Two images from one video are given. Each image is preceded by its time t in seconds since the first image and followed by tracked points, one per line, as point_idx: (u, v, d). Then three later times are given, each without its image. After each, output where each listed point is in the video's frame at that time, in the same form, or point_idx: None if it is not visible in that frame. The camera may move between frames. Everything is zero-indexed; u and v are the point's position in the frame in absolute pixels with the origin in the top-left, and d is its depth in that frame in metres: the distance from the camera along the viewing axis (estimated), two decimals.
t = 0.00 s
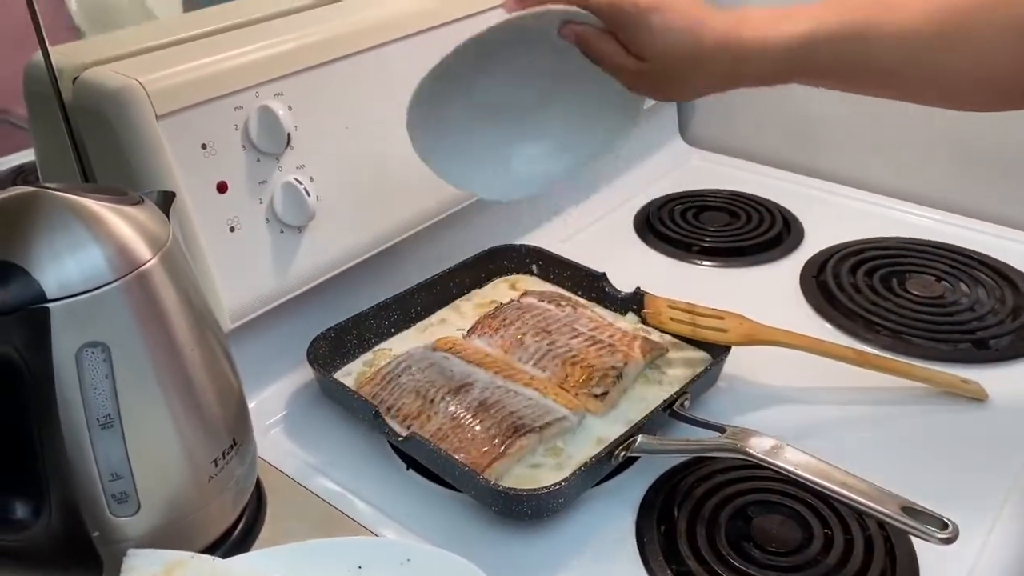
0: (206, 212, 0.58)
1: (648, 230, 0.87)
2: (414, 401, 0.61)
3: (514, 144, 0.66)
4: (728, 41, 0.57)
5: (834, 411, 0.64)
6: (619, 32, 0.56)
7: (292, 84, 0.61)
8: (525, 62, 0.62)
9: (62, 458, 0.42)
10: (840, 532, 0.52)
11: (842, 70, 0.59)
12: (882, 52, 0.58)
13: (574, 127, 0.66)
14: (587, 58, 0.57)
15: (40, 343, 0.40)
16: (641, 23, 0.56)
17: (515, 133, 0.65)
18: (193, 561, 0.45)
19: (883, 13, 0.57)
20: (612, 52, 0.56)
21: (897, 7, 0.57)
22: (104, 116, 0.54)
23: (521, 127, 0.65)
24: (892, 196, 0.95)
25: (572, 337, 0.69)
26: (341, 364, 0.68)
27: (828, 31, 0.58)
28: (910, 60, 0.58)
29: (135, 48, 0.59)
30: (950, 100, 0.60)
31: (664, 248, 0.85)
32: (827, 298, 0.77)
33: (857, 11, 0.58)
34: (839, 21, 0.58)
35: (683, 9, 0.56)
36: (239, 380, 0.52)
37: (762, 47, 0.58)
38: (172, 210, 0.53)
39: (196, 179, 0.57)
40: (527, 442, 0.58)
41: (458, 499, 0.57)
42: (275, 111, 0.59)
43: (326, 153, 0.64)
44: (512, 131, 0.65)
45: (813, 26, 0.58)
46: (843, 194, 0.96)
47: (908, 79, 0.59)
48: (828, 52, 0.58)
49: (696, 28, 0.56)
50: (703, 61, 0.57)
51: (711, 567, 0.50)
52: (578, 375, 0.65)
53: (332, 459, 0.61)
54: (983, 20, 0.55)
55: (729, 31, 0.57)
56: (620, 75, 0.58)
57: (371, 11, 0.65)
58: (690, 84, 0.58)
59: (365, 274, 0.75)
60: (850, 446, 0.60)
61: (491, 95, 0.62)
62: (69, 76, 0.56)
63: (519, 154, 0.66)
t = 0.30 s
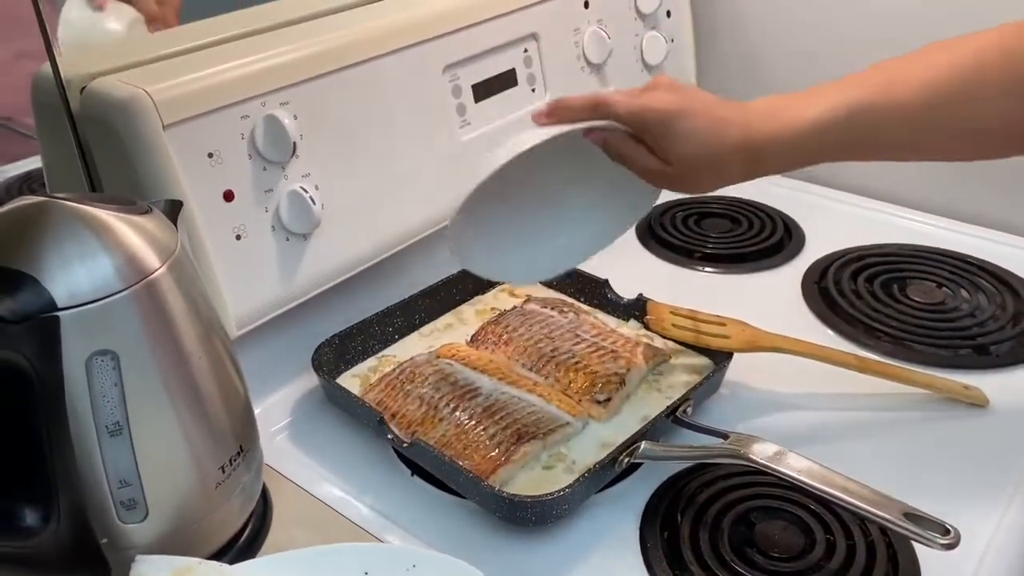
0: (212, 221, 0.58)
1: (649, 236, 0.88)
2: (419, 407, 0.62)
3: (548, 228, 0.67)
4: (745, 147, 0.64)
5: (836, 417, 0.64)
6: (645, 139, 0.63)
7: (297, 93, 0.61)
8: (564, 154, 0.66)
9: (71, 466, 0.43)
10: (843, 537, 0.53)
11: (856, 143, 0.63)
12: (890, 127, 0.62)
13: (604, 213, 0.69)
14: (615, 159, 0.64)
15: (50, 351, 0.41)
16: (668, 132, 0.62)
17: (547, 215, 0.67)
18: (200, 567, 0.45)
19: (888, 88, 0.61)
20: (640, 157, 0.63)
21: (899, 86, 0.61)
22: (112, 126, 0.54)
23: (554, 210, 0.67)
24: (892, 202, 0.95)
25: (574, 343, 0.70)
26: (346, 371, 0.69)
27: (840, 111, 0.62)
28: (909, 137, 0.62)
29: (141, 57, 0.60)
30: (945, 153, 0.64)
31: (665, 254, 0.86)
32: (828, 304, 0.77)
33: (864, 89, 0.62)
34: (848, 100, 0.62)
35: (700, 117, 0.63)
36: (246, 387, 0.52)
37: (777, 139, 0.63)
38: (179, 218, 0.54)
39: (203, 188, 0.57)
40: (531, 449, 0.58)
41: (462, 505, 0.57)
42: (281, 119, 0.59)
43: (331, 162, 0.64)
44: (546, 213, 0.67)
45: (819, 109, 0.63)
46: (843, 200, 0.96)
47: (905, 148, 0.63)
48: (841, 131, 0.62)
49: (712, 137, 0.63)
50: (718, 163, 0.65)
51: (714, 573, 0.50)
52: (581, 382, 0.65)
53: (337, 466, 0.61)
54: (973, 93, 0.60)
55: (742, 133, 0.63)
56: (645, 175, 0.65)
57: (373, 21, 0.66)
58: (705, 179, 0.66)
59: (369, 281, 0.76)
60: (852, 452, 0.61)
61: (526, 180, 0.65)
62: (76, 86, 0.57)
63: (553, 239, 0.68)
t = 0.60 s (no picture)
0: (211, 226, 0.58)
1: (649, 240, 0.88)
2: (418, 413, 0.61)
3: (549, 244, 0.63)
4: (733, 167, 0.60)
5: (836, 421, 0.64)
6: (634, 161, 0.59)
7: (296, 98, 0.61)
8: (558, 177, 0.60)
9: (69, 471, 0.43)
10: (843, 541, 0.53)
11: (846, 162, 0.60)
12: (877, 141, 0.59)
13: (606, 219, 0.65)
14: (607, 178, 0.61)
15: (47, 357, 0.41)
16: (658, 150, 0.58)
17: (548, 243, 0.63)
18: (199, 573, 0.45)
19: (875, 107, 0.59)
20: (631, 177, 0.60)
21: (889, 99, 0.59)
22: (111, 132, 0.54)
23: (553, 227, 0.63)
24: (892, 205, 0.95)
25: (574, 347, 0.70)
26: (346, 376, 0.68)
27: (827, 129, 0.59)
28: (898, 151, 0.59)
29: (141, 62, 0.60)
30: (934, 173, 0.61)
31: (665, 258, 0.86)
32: (828, 308, 0.77)
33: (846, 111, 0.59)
34: (831, 120, 0.59)
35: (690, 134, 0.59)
36: (245, 392, 0.52)
37: (767, 162, 0.60)
38: (178, 224, 0.54)
39: (202, 193, 0.57)
40: (531, 454, 0.58)
41: (461, 510, 0.57)
42: (279, 124, 0.59)
43: (330, 167, 0.64)
44: (545, 241, 0.63)
45: (808, 126, 0.60)
46: (843, 204, 0.96)
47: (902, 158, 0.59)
48: (829, 148, 0.59)
49: (699, 157, 0.59)
50: (707, 185, 0.61)
51: None
52: (581, 386, 0.65)
53: (336, 471, 0.61)
54: (976, 100, 0.57)
55: (732, 151, 0.59)
56: (636, 195, 0.62)
57: (372, 25, 0.66)
58: (693, 201, 0.62)
59: (368, 286, 0.76)
60: (852, 456, 0.61)
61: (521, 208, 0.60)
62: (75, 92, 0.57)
63: (552, 259, 0.64)
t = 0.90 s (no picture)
0: (210, 231, 0.58)
1: (649, 244, 0.88)
2: (417, 417, 0.61)
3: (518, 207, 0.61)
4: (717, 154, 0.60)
5: (837, 425, 0.64)
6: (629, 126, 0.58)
7: (295, 104, 0.61)
8: (525, 130, 0.58)
9: (69, 479, 0.43)
10: (844, 546, 0.52)
11: (830, 176, 0.61)
12: (862, 158, 0.60)
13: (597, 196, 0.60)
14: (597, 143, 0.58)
15: (46, 364, 0.41)
16: (654, 123, 0.59)
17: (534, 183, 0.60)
18: None
19: (866, 129, 0.61)
20: (620, 144, 0.57)
21: (873, 125, 0.61)
22: (110, 138, 0.54)
23: (532, 199, 0.61)
24: (892, 209, 0.95)
25: (574, 352, 0.69)
26: (346, 381, 0.68)
27: (816, 144, 0.61)
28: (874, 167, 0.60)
29: (141, 69, 0.60)
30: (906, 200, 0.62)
31: (665, 262, 0.86)
32: (829, 312, 0.77)
33: (837, 129, 0.61)
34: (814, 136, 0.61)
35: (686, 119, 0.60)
36: (245, 398, 0.52)
37: (755, 158, 0.60)
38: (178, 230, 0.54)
39: (202, 199, 0.57)
40: (532, 459, 0.58)
41: (461, 516, 0.57)
42: (279, 130, 0.59)
43: (330, 172, 0.64)
44: (531, 191, 0.61)
45: (792, 141, 0.61)
46: (843, 207, 0.96)
47: (886, 175, 0.61)
48: (813, 162, 0.61)
49: (688, 136, 0.60)
50: (692, 161, 0.60)
51: None
52: (581, 391, 0.65)
53: (336, 476, 0.61)
54: (961, 129, 0.60)
55: (722, 142, 0.60)
56: (625, 169, 0.58)
57: (372, 31, 0.66)
58: (676, 184, 0.61)
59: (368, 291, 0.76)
60: (853, 460, 0.60)
61: (506, 153, 0.59)
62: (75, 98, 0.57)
63: (532, 219, 0.61)
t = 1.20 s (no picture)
0: (210, 235, 0.58)
1: (649, 246, 0.88)
2: (418, 421, 0.61)
3: (530, 259, 0.65)
4: (725, 182, 0.60)
5: (839, 426, 0.64)
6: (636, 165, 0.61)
7: (295, 107, 0.61)
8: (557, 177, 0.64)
9: (69, 484, 0.43)
10: (848, 549, 0.52)
11: (843, 188, 0.59)
12: (875, 166, 0.58)
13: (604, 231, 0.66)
14: (605, 189, 0.64)
15: (45, 369, 0.40)
16: (657, 165, 0.60)
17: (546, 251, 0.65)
18: None
19: (876, 133, 0.58)
20: (630, 187, 0.62)
21: (881, 127, 0.58)
22: (109, 142, 0.54)
23: (548, 245, 0.65)
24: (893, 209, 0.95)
25: (575, 354, 0.69)
26: (346, 385, 0.68)
27: (827, 156, 0.59)
28: (882, 172, 0.58)
29: (140, 72, 0.60)
30: (921, 201, 0.60)
31: (666, 264, 0.86)
32: (831, 313, 0.77)
33: (848, 134, 0.59)
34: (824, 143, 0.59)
35: (692, 151, 0.61)
36: (245, 402, 0.52)
37: (761, 179, 0.60)
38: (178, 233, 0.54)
39: (201, 203, 0.57)
40: (533, 462, 0.58)
41: (462, 520, 0.57)
42: (278, 133, 0.59)
43: (330, 176, 0.64)
44: (541, 240, 0.65)
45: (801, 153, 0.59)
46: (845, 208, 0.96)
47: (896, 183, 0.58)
48: (826, 176, 0.59)
49: (695, 171, 0.61)
50: (704, 197, 0.61)
51: None
52: (582, 394, 0.65)
53: (337, 480, 0.61)
54: (974, 125, 0.56)
55: (727, 170, 0.60)
56: (637, 208, 0.63)
57: (371, 33, 0.66)
58: (692, 218, 0.63)
59: (369, 294, 0.76)
60: (855, 461, 0.60)
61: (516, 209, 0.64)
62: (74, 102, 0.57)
63: (544, 266, 0.65)
